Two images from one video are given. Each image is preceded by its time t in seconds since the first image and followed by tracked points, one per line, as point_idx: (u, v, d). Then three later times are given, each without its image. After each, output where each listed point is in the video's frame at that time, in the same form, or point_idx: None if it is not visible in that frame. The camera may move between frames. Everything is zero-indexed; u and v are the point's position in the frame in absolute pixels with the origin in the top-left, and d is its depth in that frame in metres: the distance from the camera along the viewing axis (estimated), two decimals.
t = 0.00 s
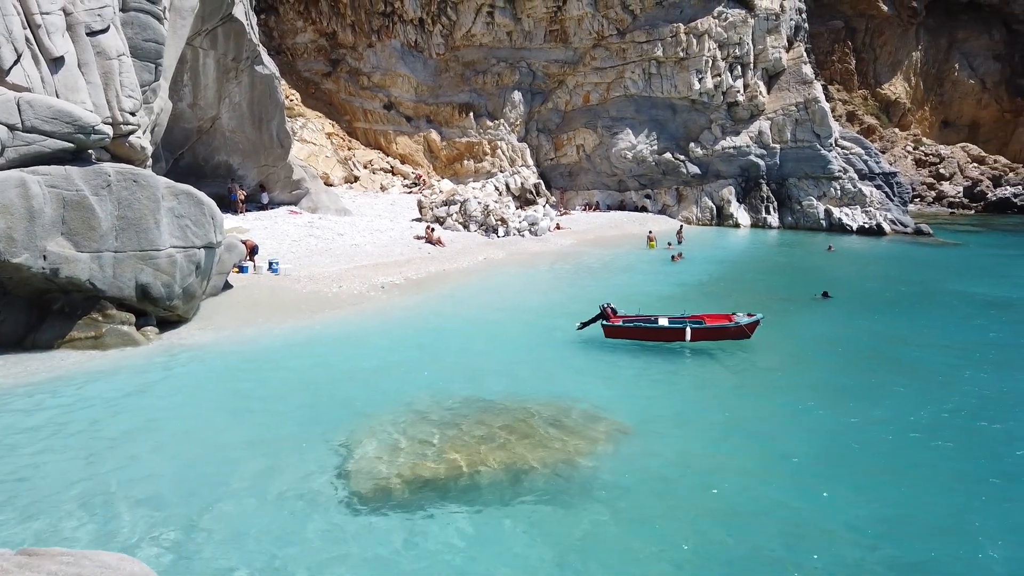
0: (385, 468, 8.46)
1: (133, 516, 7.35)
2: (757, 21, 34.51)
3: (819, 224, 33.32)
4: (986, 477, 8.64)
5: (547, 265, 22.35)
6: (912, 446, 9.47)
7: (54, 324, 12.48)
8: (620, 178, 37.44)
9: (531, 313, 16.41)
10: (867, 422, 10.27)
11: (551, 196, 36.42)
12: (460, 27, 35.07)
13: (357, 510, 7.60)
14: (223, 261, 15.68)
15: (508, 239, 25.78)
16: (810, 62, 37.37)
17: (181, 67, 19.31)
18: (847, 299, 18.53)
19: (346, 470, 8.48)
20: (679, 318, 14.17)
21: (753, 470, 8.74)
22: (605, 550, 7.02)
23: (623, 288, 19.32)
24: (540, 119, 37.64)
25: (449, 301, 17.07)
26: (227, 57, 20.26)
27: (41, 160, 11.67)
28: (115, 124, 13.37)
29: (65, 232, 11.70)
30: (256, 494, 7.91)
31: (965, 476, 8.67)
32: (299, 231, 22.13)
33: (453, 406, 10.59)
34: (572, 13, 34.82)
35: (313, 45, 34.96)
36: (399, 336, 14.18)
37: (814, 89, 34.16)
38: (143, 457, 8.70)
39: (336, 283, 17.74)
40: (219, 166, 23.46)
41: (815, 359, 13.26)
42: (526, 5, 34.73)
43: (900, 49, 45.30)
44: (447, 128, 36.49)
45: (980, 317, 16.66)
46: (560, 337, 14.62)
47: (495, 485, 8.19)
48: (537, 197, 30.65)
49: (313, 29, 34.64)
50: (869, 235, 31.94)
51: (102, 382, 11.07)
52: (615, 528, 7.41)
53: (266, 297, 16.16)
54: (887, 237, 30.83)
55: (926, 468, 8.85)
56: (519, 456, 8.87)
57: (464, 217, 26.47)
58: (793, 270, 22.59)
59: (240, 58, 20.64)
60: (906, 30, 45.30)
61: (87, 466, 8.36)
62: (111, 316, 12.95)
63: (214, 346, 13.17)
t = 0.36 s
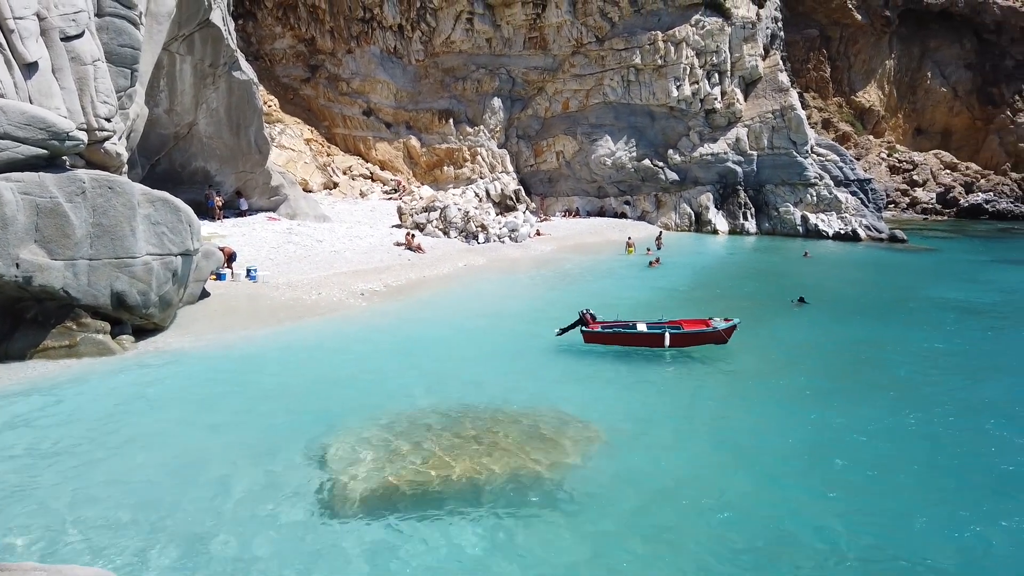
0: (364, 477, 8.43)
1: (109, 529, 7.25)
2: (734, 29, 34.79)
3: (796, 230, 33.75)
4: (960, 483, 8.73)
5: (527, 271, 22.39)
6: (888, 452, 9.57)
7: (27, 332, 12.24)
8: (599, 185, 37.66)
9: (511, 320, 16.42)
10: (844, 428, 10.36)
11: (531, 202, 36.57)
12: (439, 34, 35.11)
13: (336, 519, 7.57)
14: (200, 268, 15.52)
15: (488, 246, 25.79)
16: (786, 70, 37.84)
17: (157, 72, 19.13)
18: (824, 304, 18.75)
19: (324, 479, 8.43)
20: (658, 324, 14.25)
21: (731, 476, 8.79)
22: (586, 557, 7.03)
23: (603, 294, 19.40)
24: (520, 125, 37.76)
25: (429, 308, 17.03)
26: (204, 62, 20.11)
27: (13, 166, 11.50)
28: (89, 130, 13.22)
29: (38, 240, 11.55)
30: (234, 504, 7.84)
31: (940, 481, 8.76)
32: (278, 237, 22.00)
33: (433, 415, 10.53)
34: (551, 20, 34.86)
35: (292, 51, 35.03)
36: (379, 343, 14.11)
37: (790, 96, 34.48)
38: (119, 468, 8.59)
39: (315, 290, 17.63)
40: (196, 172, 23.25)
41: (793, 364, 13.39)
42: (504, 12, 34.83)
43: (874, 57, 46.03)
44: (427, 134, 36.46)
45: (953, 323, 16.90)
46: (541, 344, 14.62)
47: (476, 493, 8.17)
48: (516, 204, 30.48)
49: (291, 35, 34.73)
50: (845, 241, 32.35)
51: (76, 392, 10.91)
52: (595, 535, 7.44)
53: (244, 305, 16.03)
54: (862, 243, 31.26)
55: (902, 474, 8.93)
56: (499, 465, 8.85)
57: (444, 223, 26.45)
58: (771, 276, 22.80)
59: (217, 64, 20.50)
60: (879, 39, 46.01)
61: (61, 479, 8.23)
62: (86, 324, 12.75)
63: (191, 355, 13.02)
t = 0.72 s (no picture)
0: (341, 485, 8.39)
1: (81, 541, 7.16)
2: (709, 37, 35.17)
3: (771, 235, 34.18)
4: (927, 487, 8.77)
5: (506, 277, 22.41)
6: (861, 456, 9.62)
7: None
8: (578, 191, 37.78)
9: (490, 326, 16.44)
10: (819, 433, 10.42)
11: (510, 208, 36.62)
12: (417, 39, 35.10)
13: (312, 528, 7.53)
14: (175, 274, 15.32)
15: (467, 251, 25.77)
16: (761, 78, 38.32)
17: (131, 77, 18.92)
18: (798, 309, 18.96)
19: (301, 488, 8.38)
20: (635, 329, 14.35)
21: (706, 481, 8.83)
22: (566, 563, 7.06)
23: (581, 299, 19.47)
24: (498, 131, 37.78)
25: (406, 315, 16.98)
26: (179, 67, 19.94)
27: None
28: (61, 136, 13.04)
29: (8, 247, 11.41)
30: (211, 515, 7.77)
31: (909, 482, 8.89)
32: (254, 244, 21.82)
33: (411, 423, 10.49)
34: (529, 26, 35.08)
35: (268, 56, 34.87)
36: (357, 351, 14.05)
37: (765, 103, 34.90)
38: (93, 478, 8.48)
39: (292, 297, 17.49)
40: (171, 177, 22.99)
41: (768, 369, 13.53)
42: (483, 18, 34.93)
43: (846, 65, 46.75)
44: (405, 139, 36.34)
45: (926, 326, 17.12)
46: (519, 350, 14.62)
47: (454, 501, 8.17)
48: (495, 209, 30.57)
49: (267, 40, 34.61)
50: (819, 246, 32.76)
51: (48, 401, 10.76)
52: (576, 540, 7.48)
53: (220, 312, 15.88)
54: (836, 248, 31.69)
55: (871, 478, 8.98)
56: (478, 471, 8.85)
57: (422, 229, 26.39)
58: (746, 281, 23.02)
59: (192, 69, 20.33)
60: (851, 46, 46.75)
61: (33, 491, 8.11)
62: (58, 332, 12.57)
63: (167, 363, 12.88)
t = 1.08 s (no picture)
0: (322, 493, 8.34)
1: (57, 553, 7.06)
2: (691, 43, 35.44)
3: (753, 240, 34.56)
4: (902, 494, 8.77)
5: (490, 282, 22.42)
6: (840, 463, 9.64)
7: None
8: (561, 196, 37.90)
9: (473, 331, 16.42)
10: (800, 438, 10.46)
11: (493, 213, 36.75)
12: (400, 44, 35.01)
13: (292, 537, 7.49)
14: (155, 281, 15.13)
15: (450, 256, 25.75)
16: (741, 83, 38.65)
17: (110, 81, 18.74)
18: (779, 313, 19.11)
19: (280, 497, 8.32)
20: (617, 334, 14.38)
21: (685, 487, 8.85)
22: (546, 568, 7.08)
23: (564, 304, 19.51)
24: (481, 137, 37.82)
25: (389, 321, 16.91)
26: (159, 71, 19.77)
27: None
28: (39, 141, 12.88)
29: None
30: (190, 524, 7.69)
31: (886, 485, 8.98)
32: (235, 249, 21.65)
33: (394, 430, 10.45)
34: (511, 32, 35.02)
35: (249, 61, 34.83)
36: (339, 357, 13.98)
37: (746, 109, 35.21)
38: (70, 488, 8.38)
39: (273, 303, 17.39)
40: (151, 183, 22.75)
41: (749, 373, 13.62)
42: (465, 23, 34.91)
43: (825, 71, 47.32)
44: (388, 144, 36.32)
45: (902, 330, 17.33)
46: (501, 355, 14.62)
47: (438, 507, 8.15)
48: (478, 214, 30.57)
49: (248, 44, 34.56)
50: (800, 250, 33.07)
51: (25, 409, 10.61)
52: (557, 545, 7.50)
53: (201, 318, 15.74)
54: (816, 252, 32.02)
55: (848, 485, 8.99)
56: (461, 478, 8.84)
57: (405, 234, 26.34)
58: (728, 286, 23.17)
59: (172, 73, 20.18)
60: (830, 53, 47.29)
61: (9, 503, 8.00)
62: (35, 340, 12.41)
63: (145, 370, 12.75)
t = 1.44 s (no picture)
0: (303, 503, 8.26)
1: (30, 566, 6.94)
2: (669, 50, 35.77)
3: (732, 245, 34.82)
4: (884, 502, 8.73)
5: (470, 288, 22.40)
6: (825, 470, 9.61)
7: None
8: (542, 202, 38.01)
9: (453, 338, 16.40)
10: (784, 444, 10.46)
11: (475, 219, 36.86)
12: (380, 50, 34.97)
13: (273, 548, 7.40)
14: (132, 288, 14.82)
15: (431, 262, 25.71)
16: (720, 90, 39.03)
17: (86, 86, 18.52)
18: (759, 318, 19.26)
19: (260, 507, 8.23)
20: (597, 340, 14.42)
21: (667, 492, 8.87)
22: (526, 575, 7.08)
23: (545, 310, 19.53)
24: (462, 142, 37.82)
25: (370, 328, 16.83)
26: (136, 76, 19.58)
27: None
28: (13, 147, 12.70)
29: None
30: (168, 536, 7.58)
31: (865, 489, 9.05)
32: (214, 256, 21.47)
33: (375, 439, 10.40)
34: (492, 38, 35.08)
35: (229, 65, 34.58)
36: (319, 365, 13.88)
37: (724, 115, 35.53)
38: (45, 500, 8.24)
39: (252, 310, 17.24)
40: (127, 189, 22.48)
41: (728, 378, 13.71)
42: (446, 29, 34.88)
43: (802, 78, 47.89)
44: (369, 150, 36.22)
45: (878, 334, 17.54)
46: (482, 362, 14.59)
47: (421, 517, 8.10)
48: (459, 220, 30.51)
49: (227, 49, 34.31)
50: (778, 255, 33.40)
51: None
52: (540, 552, 7.49)
53: (179, 327, 15.57)
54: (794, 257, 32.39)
55: (831, 493, 8.95)
56: (443, 486, 8.80)
57: (386, 240, 26.27)
58: (708, 291, 23.32)
59: (149, 78, 19.99)
60: (807, 60, 47.83)
61: None
62: (8, 348, 12.25)
63: (121, 378, 12.59)
